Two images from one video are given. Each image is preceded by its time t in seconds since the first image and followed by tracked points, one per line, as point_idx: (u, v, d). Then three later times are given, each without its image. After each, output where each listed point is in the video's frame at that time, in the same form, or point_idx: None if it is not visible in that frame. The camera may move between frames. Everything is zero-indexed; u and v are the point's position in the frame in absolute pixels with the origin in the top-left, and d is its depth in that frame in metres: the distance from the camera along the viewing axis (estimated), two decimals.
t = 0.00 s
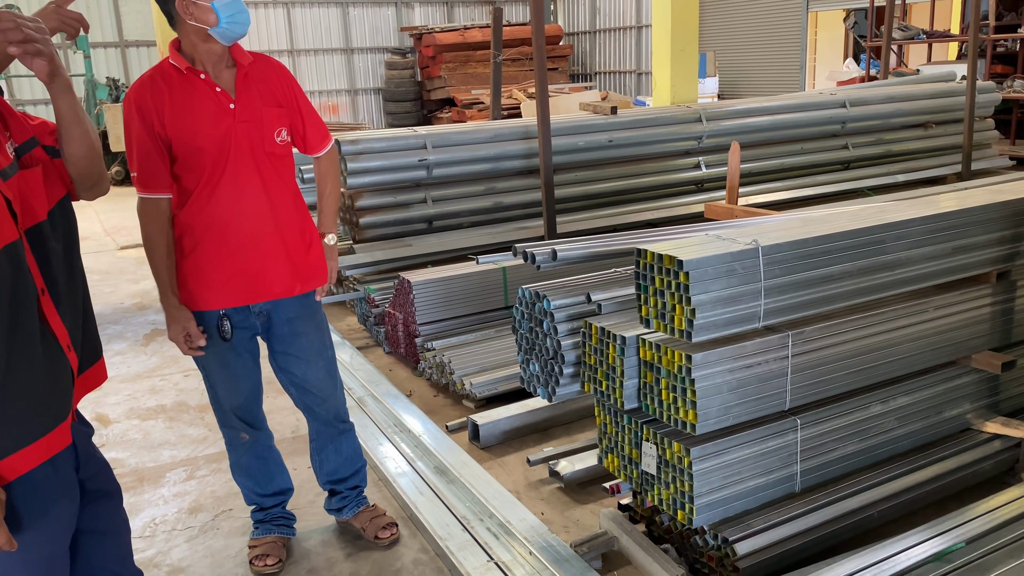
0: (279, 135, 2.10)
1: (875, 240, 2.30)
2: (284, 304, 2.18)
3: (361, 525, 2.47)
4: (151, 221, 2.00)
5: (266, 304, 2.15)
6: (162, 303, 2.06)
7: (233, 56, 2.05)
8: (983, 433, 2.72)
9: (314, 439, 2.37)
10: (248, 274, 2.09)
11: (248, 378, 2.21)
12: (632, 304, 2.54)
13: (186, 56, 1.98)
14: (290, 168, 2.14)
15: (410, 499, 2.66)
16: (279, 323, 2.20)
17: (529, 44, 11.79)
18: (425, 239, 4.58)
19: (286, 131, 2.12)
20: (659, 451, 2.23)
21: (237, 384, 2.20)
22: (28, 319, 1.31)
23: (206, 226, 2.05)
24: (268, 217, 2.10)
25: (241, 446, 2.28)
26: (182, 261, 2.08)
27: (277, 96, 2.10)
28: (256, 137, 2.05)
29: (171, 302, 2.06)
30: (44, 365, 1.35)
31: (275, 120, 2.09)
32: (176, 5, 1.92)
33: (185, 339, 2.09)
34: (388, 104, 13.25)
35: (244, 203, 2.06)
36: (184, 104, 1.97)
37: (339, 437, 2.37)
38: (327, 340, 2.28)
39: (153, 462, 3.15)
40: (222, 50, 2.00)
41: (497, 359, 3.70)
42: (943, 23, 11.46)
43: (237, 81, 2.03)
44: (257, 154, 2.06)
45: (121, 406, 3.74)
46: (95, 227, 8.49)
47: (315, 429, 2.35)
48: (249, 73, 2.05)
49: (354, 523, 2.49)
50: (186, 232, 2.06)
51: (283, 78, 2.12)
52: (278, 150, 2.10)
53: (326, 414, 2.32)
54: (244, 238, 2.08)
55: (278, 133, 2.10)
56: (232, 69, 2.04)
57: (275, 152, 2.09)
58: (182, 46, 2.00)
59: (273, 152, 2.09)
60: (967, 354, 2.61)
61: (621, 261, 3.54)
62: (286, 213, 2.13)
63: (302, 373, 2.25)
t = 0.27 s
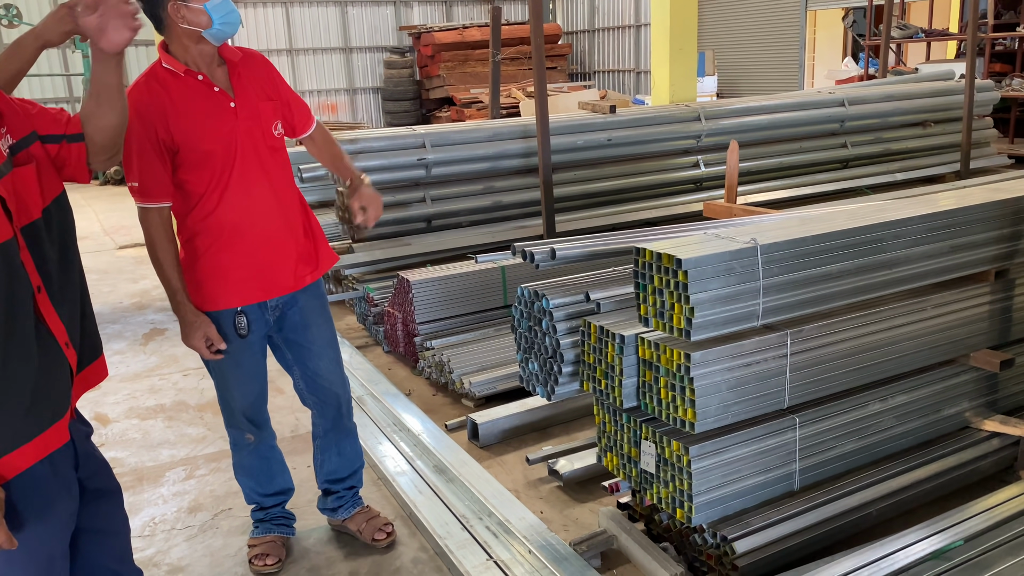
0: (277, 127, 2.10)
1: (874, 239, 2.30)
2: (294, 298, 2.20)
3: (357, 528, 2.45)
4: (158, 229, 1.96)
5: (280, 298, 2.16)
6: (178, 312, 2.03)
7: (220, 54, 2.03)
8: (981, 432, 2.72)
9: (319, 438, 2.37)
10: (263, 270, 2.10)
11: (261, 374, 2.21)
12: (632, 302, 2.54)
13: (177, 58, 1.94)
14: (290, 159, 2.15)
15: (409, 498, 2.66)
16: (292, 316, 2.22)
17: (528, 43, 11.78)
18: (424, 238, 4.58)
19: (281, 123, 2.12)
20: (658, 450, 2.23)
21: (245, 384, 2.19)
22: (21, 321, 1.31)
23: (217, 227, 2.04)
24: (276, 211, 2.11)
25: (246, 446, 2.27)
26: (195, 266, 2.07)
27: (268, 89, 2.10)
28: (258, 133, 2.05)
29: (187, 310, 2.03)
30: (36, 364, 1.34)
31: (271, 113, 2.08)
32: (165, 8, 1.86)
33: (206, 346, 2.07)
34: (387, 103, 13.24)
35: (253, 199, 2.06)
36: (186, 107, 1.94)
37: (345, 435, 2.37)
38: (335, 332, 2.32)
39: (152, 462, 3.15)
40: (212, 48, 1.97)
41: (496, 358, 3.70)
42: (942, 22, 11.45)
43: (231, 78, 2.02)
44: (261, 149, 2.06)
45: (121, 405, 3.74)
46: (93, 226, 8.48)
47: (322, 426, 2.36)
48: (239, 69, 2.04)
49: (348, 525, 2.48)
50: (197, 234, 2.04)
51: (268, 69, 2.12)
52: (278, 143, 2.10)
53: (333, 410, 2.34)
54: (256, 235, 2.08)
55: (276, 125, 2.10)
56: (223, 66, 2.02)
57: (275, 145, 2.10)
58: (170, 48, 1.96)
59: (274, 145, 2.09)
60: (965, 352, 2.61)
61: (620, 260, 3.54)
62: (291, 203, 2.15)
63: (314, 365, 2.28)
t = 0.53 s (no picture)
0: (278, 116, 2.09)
1: (871, 238, 2.30)
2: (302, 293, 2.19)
3: (375, 539, 2.39)
4: (165, 231, 1.94)
5: (292, 292, 2.15)
6: (192, 318, 2.00)
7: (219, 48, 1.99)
8: (978, 431, 2.73)
9: (328, 440, 2.34)
10: (277, 263, 2.09)
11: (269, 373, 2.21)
12: (629, 302, 2.57)
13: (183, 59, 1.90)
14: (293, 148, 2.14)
15: (407, 497, 2.67)
16: (297, 313, 2.20)
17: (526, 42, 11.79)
18: (423, 237, 4.58)
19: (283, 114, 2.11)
20: (655, 449, 2.24)
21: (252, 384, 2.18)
22: (12, 307, 1.30)
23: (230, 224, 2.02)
24: (287, 203, 2.10)
25: (250, 448, 2.28)
26: (209, 266, 2.05)
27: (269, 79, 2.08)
28: (266, 127, 2.04)
29: (200, 315, 2.01)
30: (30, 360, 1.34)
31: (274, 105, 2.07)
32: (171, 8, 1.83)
33: (219, 353, 2.06)
34: (386, 103, 13.24)
35: (265, 194, 2.05)
36: (196, 108, 1.91)
37: (348, 434, 2.34)
38: (338, 329, 2.30)
39: (150, 461, 3.15)
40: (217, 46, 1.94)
41: (494, 357, 3.70)
42: (940, 22, 11.46)
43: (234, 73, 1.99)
44: (270, 143, 2.05)
45: (119, 405, 3.74)
46: (92, 226, 8.49)
47: (328, 427, 2.33)
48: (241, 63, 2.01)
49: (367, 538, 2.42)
50: (211, 234, 2.03)
51: (268, 58, 2.10)
52: (282, 133, 2.09)
53: (338, 409, 2.32)
54: (269, 229, 2.07)
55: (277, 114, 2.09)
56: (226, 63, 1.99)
57: (281, 136, 2.09)
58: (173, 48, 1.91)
59: (279, 136, 2.08)
60: (962, 351, 2.62)
61: (618, 259, 3.54)
62: (298, 193, 2.15)
63: (319, 363, 2.25)
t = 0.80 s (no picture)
0: (295, 102, 2.02)
1: (868, 238, 2.31)
2: (325, 290, 2.16)
3: (378, 546, 2.37)
4: (189, 237, 1.97)
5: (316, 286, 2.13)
6: (212, 319, 2.02)
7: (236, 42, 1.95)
8: (975, 430, 2.73)
9: (335, 442, 2.32)
10: (301, 257, 2.06)
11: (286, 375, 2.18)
12: (627, 301, 2.58)
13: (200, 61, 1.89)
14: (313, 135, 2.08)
15: (406, 497, 2.67)
16: (318, 314, 2.18)
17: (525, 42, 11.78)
18: (421, 237, 4.58)
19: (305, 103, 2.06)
20: (653, 448, 2.24)
21: (269, 386, 2.16)
22: (5, 303, 1.30)
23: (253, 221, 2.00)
24: (308, 195, 2.06)
25: (258, 450, 2.27)
26: (233, 265, 2.03)
27: (289, 69, 2.03)
28: (287, 119, 1.99)
29: (220, 318, 2.02)
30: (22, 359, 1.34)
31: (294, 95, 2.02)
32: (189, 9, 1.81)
33: (239, 355, 2.07)
34: (384, 102, 13.24)
35: (287, 188, 2.01)
36: (215, 108, 1.89)
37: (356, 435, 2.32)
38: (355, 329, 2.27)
39: (148, 461, 3.15)
40: (237, 45, 1.91)
41: (492, 356, 3.70)
42: (938, 22, 11.48)
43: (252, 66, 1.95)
44: (291, 135, 2.00)
45: (117, 405, 3.73)
46: (89, 226, 8.48)
47: (336, 429, 2.31)
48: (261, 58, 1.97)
49: (370, 544, 2.40)
50: (234, 233, 2.01)
51: (288, 45, 2.04)
52: (300, 122, 2.03)
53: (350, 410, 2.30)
54: (294, 223, 2.04)
55: (294, 100, 2.02)
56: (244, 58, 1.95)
57: (303, 126, 2.05)
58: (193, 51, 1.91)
59: (298, 126, 2.02)
60: (960, 351, 2.62)
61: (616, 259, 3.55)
62: (323, 183, 2.11)
63: (334, 364, 2.23)
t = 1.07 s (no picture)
0: (327, 99, 1.98)
1: (865, 238, 2.31)
2: (356, 290, 2.12)
3: (375, 546, 2.37)
4: (212, 238, 1.95)
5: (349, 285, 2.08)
6: (229, 320, 2.02)
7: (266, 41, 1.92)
8: (972, 430, 2.74)
9: (341, 437, 2.30)
10: (335, 256, 2.01)
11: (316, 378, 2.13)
12: (624, 301, 2.58)
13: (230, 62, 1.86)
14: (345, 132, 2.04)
15: (402, 496, 2.67)
16: (348, 313, 2.13)
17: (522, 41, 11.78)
18: (419, 236, 4.58)
19: (337, 100, 2.01)
20: (651, 448, 2.24)
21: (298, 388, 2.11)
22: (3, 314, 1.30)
23: (287, 221, 1.95)
24: (340, 192, 2.01)
25: (271, 454, 2.23)
26: (265, 267, 1.99)
27: (321, 65, 1.99)
28: (319, 117, 1.95)
29: (238, 318, 2.02)
30: (16, 366, 1.33)
31: (325, 91, 1.98)
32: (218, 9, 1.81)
33: (252, 358, 2.03)
34: (382, 101, 13.23)
35: (320, 187, 1.97)
36: (245, 108, 1.86)
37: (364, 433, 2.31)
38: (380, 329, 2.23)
39: (145, 460, 3.14)
40: (267, 45, 1.88)
41: (490, 356, 3.70)
42: (935, 22, 11.49)
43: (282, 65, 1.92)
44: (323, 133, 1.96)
45: (114, 404, 3.73)
46: (86, 225, 8.46)
47: (344, 424, 2.29)
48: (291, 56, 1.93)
49: (367, 543, 2.40)
50: (268, 233, 1.97)
51: (319, 42, 2.01)
52: (331, 119, 1.99)
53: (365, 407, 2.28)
54: (327, 222, 1.99)
55: (326, 97, 1.98)
56: (274, 57, 1.92)
57: (335, 123, 2.00)
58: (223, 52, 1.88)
59: (329, 123, 1.98)
60: (957, 351, 2.63)
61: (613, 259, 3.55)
62: (357, 181, 2.06)
63: (357, 362, 2.19)
